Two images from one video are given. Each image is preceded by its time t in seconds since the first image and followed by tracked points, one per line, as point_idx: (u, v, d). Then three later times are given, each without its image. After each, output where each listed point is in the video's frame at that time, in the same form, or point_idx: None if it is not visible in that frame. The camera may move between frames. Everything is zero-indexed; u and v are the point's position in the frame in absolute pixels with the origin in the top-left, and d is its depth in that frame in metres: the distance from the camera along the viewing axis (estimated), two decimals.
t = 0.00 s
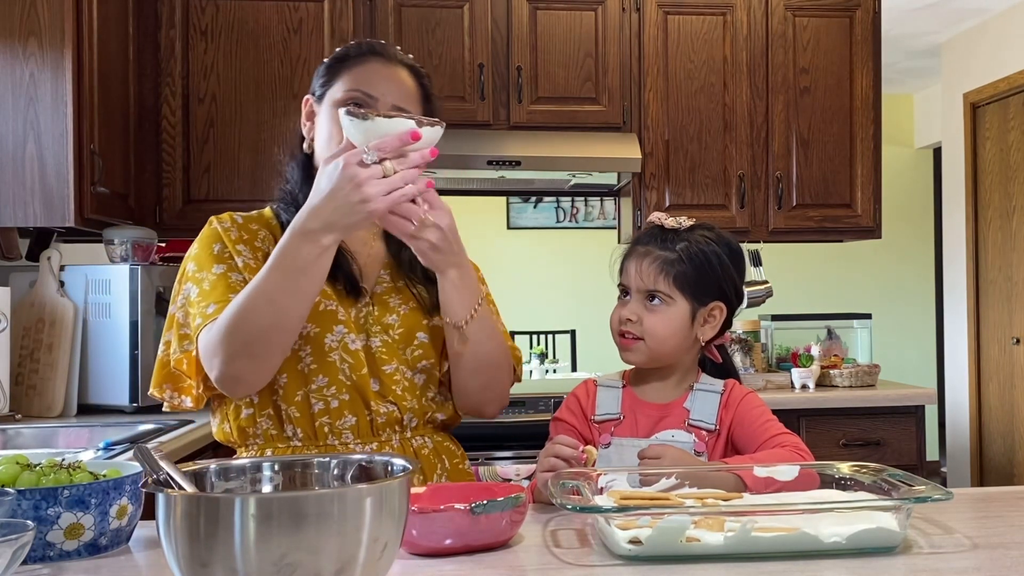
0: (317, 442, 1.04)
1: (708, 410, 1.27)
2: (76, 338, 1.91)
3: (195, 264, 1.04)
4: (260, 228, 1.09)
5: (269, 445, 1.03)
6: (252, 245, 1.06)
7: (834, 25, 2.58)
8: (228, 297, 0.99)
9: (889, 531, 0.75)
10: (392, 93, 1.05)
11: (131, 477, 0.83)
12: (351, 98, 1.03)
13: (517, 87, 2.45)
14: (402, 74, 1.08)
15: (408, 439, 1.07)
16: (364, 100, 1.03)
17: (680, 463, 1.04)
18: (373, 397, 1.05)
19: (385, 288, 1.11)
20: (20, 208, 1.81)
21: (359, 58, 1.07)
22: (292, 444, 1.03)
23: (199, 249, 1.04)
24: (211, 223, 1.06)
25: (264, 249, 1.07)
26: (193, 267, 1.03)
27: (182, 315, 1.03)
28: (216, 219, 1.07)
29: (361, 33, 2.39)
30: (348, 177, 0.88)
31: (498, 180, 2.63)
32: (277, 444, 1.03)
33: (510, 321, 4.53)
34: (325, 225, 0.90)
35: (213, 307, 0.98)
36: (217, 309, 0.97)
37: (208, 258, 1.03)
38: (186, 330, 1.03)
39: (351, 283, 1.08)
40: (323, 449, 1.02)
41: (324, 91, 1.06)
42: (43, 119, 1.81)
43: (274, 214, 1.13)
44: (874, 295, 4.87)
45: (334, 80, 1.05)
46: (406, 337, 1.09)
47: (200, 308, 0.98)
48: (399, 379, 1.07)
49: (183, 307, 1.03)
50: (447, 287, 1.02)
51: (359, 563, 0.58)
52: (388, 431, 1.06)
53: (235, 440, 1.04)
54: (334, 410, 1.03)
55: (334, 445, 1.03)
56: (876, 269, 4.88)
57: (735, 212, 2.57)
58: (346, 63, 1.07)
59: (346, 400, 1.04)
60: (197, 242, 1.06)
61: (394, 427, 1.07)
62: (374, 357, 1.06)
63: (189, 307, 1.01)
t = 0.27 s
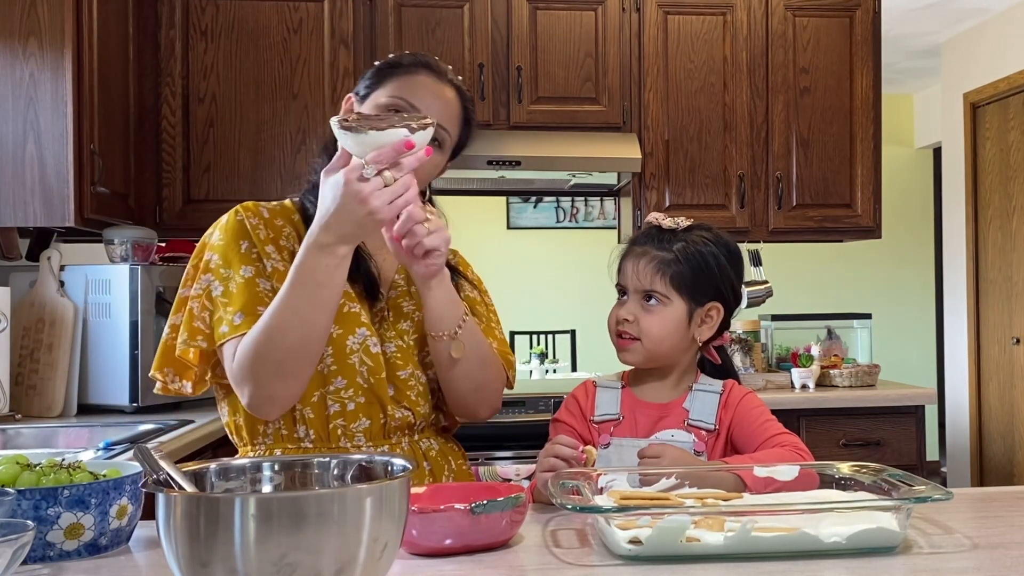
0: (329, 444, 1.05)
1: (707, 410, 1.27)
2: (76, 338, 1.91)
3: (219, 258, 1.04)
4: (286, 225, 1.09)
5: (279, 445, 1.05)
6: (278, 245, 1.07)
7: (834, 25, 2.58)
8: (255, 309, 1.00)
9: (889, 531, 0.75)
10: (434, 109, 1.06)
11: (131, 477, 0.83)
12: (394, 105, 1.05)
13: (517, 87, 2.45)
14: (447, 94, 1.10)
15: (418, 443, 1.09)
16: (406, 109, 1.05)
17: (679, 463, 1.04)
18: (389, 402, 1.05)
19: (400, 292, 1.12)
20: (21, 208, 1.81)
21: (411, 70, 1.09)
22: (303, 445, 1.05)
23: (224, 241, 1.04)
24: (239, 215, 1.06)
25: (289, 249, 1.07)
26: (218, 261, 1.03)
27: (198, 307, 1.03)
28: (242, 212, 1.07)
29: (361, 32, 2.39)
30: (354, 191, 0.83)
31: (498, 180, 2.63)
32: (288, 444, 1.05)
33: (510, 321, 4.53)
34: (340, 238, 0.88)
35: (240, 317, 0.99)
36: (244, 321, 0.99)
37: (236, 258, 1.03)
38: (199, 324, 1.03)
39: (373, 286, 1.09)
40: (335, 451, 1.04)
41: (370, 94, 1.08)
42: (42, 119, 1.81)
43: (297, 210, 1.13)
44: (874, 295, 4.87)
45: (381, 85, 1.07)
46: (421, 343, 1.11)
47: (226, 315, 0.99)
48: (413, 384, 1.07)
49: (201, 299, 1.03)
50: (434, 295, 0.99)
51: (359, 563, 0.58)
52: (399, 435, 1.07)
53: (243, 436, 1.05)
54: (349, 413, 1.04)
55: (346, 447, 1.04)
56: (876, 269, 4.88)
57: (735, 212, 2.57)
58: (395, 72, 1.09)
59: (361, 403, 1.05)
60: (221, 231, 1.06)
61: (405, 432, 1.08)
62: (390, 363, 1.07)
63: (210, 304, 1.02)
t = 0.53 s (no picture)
0: (331, 445, 1.05)
1: (707, 410, 1.27)
2: (77, 338, 1.91)
3: (231, 249, 1.06)
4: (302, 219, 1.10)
5: (281, 442, 1.06)
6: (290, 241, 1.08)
7: (834, 25, 2.58)
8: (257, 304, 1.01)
9: (889, 531, 0.75)
10: (465, 111, 1.07)
11: (131, 477, 0.83)
12: (423, 106, 1.05)
13: (517, 87, 2.45)
14: (478, 97, 1.10)
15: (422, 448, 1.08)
16: (436, 111, 1.05)
17: (679, 463, 1.04)
18: (393, 406, 1.05)
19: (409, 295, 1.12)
20: (21, 208, 1.81)
21: (442, 71, 1.09)
22: (305, 444, 1.05)
23: (238, 233, 1.06)
24: (255, 207, 1.08)
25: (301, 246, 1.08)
26: (229, 251, 1.05)
27: (203, 296, 1.04)
28: (259, 206, 1.08)
29: (360, 32, 2.39)
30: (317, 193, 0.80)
31: (498, 180, 2.63)
32: (291, 442, 1.06)
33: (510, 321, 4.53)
34: (311, 234, 0.86)
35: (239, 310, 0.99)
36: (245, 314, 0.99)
37: (246, 251, 1.05)
38: (203, 313, 1.04)
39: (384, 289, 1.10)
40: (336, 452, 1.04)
41: (400, 95, 1.09)
42: (42, 119, 1.81)
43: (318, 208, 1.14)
44: (874, 295, 4.87)
45: (411, 87, 1.08)
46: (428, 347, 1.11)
47: (228, 307, 0.99)
48: (418, 390, 1.07)
49: (208, 289, 1.04)
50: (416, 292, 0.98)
51: (359, 563, 0.58)
52: (402, 439, 1.07)
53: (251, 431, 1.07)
54: (352, 415, 1.04)
55: (348, 448, 1.04)
56: (876, 269, 4.88)
57: (735, 212, 2.57)
58: (427, 74, 1.09)
59: (365, 405, 1.05)
60: (237, 222, 1.08)
61: (409, 436, 1.07)
62: (396, 367, 1.07)
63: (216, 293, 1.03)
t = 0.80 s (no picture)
0: (329, 446, 1.05)
1: (709, 409, 1.27)
2: (77, 338, 1.91)
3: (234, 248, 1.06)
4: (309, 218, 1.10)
5: (280, 442, 1.06)
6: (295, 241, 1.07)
7: (834, 25, 2.58)
8: (254, 308, 1.00)
9: (889, 531, 0.75)
10: (478, 101, 1.07)
11: (131, 477, 0.83)
12: (436, 99, 1.06)
13: (516, 87, 2.45)
14: (489, 85, 1.11)
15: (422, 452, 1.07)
16: (451, 103, 1.06)
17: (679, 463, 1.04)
18: (392, 410, 1.05)
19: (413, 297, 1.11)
20: (20, 208, 1.81)
21: (452, 63, 1.10)
22: (304, 445, 1.05)
23: (242, 233, 1.06)
24: (260, 206, 1.08)
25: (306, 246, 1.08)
26: (231, 251, 1.05)
27: (205, 295, 1.05)
28: (266, 204, 1.08)
29: (360, 32, 2.39)
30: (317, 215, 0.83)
31: (498, 180, 2.63)
32: (289, 442, 1.06)
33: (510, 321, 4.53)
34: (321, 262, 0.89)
35: (234, 314, 0.98)
36: (241, 318, 0.98)
37: (248, 253, 1.04)
38: (202, 312, 1.05)
39: (393, 295, 1.09)
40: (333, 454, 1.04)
41: (411, 90, 1.09)
42: (42, 119, 1.81)
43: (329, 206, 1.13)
44: (874, 296, 4.87)
45: (423, 80, 1.08)
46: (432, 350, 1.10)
47: (224, 309, 0.99)
48: (420, 393, 1.07)
49: (208, 287, 1.05)
50: (417, 304, 0.99)
51: (359, 563, 0.58)
52: (401, 442, 1.06)
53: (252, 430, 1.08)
54: (350, 417, 1.04)
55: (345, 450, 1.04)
56: (875, 269, 4.88)
57: (735, 212, 2.57)
58: (436, 66, 1.09)
59: (364, 408, 1.05)
60: (244, 221, 1.08)
61: (408, 440, 1.06)
62: (397, 368, 1.07)
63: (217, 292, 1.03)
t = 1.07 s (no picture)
0: (335, 449, 1.04)
1: (715, 407, 1.27)
2: (77, 338, 1.91)
3: (242, 251, 1.04)
4: (318, 220, 1.08)
5: (287, 444, 1.05)
6: (304, 245, 1.06)
7: (834, 25, 2.58)
8: (263, 316, 1.00)
9: (889, 531, 0.75)
10: (482, 95, 1.07)
11: (131, 477, 0.83)
12: (440, 96, 1.05)
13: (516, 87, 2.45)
14: (492, 77, 1.10)
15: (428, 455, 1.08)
16: (455, 99, 1.06)
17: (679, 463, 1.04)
18: (400, 415, 1.05)
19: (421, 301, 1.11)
20: (20, 208, 1.81)
21: (453, 58, 1.09)
22: (310, 447, 1.04)
23: (250, 237, 1.04)
24: (269, 208, 1.06)
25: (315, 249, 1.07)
26: (239, 254, 1.04)
27: (211, 299, 1.04)
28: (274, 208, 1.06)
29: (361, 32, 2.39)
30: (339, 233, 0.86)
31: (498, 180, 2.63)
32: (296, 445, 1.05)
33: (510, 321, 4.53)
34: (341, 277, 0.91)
35: (244, 321, 0.98)
36: (251, 326, 0.99)
37: (256, 258, 1.03)
38: (210, 317, 1.04)
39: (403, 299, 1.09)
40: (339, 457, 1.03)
41: (413, 86, 1.09)
42: (42, 119, 1.81)
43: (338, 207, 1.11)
44: (874, 296, 4.87)
45: (425, 78, 1.08)
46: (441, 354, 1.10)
47: (232, 316, 0.99)
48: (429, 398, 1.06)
49: (216, 291, 1.04)
50: (427, 305, 1.00)
51: (359, 563, 0.58)
52: (408, 445, 1.06)
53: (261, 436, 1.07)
54: (356, 421, 1.04)
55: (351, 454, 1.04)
56: (876, 269, 4.88)
57: (735, 212, 2.57)
58: (437, 61, 1.09)
59: (371, 411, 1.04)
60: (252, 223, 1.07)
61: (415, 443, 1.06)
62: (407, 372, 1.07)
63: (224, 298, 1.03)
